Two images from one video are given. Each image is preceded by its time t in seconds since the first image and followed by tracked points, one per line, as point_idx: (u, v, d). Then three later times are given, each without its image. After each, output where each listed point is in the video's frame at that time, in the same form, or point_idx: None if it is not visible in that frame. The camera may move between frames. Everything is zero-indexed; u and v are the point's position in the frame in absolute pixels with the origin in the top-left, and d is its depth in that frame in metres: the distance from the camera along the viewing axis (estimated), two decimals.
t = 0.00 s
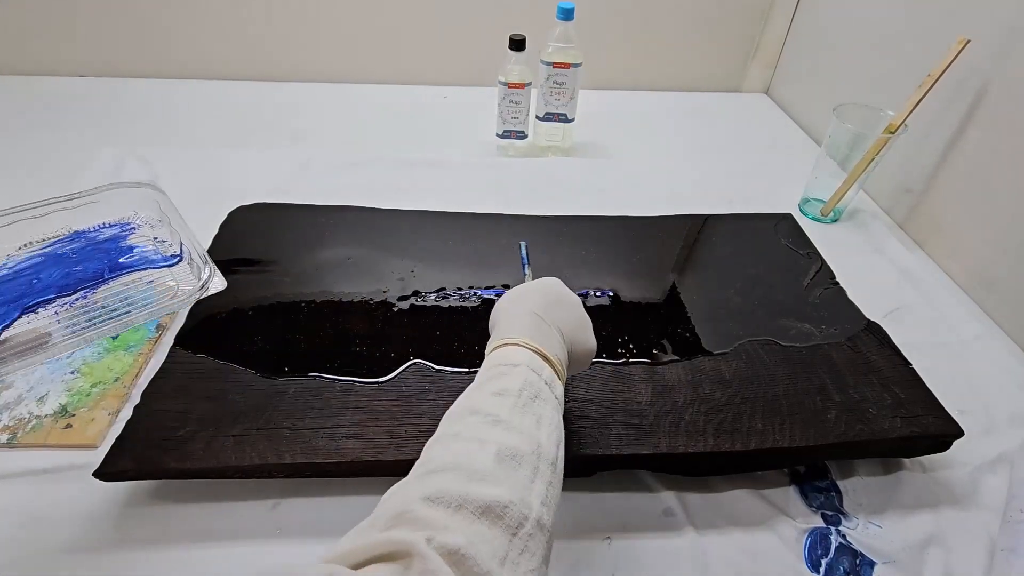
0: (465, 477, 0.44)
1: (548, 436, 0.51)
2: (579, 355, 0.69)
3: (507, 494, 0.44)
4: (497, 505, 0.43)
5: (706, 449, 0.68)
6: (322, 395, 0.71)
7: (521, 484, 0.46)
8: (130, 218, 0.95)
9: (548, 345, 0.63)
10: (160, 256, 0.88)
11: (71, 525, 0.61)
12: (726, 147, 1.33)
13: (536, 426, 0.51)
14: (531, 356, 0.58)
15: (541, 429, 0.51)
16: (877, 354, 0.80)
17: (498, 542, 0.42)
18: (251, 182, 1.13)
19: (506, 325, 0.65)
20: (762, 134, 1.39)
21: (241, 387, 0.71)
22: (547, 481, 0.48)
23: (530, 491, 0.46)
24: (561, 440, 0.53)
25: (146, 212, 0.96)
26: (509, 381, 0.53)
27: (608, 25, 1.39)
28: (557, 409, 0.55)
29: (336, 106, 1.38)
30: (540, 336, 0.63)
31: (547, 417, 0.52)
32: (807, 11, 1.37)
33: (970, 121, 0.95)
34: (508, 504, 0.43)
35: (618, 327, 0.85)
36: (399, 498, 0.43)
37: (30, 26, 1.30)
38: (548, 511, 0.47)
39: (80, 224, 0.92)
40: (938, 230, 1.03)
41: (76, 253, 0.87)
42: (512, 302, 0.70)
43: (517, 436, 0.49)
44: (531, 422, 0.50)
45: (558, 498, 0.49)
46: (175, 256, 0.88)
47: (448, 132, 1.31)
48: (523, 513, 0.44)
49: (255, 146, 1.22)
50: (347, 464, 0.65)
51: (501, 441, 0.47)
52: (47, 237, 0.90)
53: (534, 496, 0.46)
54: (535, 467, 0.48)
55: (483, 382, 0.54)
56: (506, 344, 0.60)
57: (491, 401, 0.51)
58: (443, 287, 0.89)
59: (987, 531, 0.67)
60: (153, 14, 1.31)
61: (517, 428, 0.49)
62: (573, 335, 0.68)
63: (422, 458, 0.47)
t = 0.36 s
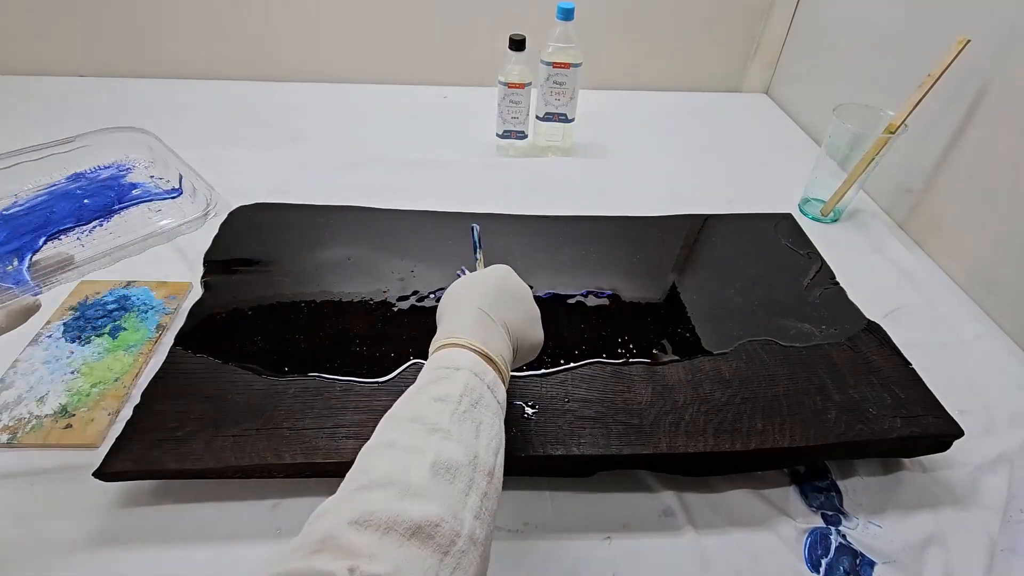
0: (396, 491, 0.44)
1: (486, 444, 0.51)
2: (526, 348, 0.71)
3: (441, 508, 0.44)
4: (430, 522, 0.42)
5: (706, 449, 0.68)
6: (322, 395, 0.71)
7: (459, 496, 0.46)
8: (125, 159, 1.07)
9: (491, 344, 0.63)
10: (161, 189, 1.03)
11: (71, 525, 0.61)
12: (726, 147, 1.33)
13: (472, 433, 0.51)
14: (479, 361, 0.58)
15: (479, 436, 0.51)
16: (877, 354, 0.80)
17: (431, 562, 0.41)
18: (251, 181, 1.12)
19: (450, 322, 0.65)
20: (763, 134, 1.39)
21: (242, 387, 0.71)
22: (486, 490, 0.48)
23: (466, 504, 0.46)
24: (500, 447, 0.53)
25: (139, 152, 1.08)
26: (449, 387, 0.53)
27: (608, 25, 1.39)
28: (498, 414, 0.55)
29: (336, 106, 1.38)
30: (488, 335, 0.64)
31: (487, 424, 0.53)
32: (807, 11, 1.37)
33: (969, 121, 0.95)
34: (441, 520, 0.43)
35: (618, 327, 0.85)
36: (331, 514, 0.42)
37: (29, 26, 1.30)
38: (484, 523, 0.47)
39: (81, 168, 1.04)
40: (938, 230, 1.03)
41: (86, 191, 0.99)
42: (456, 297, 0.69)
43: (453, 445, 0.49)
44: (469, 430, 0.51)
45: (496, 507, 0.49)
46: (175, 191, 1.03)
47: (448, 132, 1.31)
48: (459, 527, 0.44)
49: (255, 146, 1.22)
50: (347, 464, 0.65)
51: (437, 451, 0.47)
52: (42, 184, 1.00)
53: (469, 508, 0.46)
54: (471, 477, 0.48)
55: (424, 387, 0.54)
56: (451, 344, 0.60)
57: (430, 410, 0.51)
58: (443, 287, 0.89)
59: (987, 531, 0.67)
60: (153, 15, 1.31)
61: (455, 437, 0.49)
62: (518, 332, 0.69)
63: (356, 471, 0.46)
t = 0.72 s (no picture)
0: (271, 474, 0.41)
1: (369, 386, 0.48)
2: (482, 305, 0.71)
3: (332, 477, 0.41)
4: (317, 500, 0.40)
5: (706, 449, 0.67)
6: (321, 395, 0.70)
7: (349, 457, 0.43)
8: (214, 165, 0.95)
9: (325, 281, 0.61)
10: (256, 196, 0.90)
11: (71, 524, 0.61)
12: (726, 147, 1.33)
13: (348, 380, 0.47)
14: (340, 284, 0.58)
15: (359, 380, 0.48)
16: (877, 354, 0.80)
17: (331, 548, 0.40)
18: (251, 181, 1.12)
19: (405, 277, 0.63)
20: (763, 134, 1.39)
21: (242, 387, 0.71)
22: (383, 439, 0.46)
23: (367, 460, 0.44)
24: (391, 391, 0.50)
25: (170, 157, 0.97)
26: (309, 328, 0.49)
27: (608, 25, 1.39)
28: (377, 353, 0.52)
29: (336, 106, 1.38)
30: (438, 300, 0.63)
31: (362, 363, 0.49)
32: (807, 11, 1.37)
33: (969, 121, 0.95)
34: (334, 491, 0.40)
35: (618, 328, 0.85)
36: (233, 493, 0.41)
37: (29, 27, 1.30)
38: (389, 473, 0.45)
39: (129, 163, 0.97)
40: (938, 230, 1.03)
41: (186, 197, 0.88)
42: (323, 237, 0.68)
43: (329, 401, 0.45)
44: (339, 374, 0.47)
45: (401, 456, 0.47)
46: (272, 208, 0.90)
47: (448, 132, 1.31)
48: (360, 493, 0.42)
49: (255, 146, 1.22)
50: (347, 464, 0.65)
51: (309, 412, 0.44)
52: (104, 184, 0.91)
53: (366, 465, 0.44)
54: (360, 430, 0.45)
55: (270, 337, 0.49)
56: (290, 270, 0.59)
57: (285, 364, 0.46)
58: (443, 287, 0.89)
59: (986, 531, 0.67)
60: (153, 15, 1.31)
61: (328, 387, 0.46)
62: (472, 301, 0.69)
63: (219, 437, 0.44)
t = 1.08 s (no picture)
0: (240, 430, 0.45)
1: (313, 372, 0.52)
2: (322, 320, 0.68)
3: (256, 537, 0.40)
4: (240, 558, 0.38)
5: (706, 449, 0.67)
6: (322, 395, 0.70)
7: (279, 515, 0.42)
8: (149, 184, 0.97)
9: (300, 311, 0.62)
10: (186, 200, 0.95)
11: (70, 525, 0.61)
12: (726, 147, 1.33)
13: (298, 436, 0.47)
14: (307, 324, 0.59)
15: (308, 440, 0.48)
16: (877, 354, 0.80)
17: (275, 511, 0.42)
18: (251, 181, 1.12)
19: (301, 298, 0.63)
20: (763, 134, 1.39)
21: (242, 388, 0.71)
22: (314, 503, 0.46)
23: (292, 438, 0.47)
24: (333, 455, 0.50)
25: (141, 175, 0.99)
26: (276, 376, 0.49)
27: (608, 25, 1.39)
28: (335, 408, 0.53)
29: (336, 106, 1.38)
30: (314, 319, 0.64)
31: (317, 418, 0.50)
32: (807, 11, 1.37)
33: (969, 121, 0.95)
34: (256, 552, 0.39)
35: (618, 328, 0.85)
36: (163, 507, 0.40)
37: (29, 26, 1.30)
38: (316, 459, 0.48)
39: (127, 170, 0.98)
40: (938, 230, 1.03)
41: (119, 205, 0.91)
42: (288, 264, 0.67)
43: (271, 369, 0.50)
44: (298, 430, 0.48)
45: (327, 523, 0.47)
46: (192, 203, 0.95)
47: (448, 132, 1.31)
48: (278, 553, 0.41)
49: (255, 146, 1.22)
50: (347, 464, 0.65)
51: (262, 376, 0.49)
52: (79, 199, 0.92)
53: (289, 528, 0.43)
54: (296, 490, 0.44)
55: (242, 371, 0.49)
56: (277, 305, 0.60)
57: (265, 341, 0.51)
58: (443, 287, 0.89)
59: (987, 531, 0.67)
60: (152, 15, 1.31)
61: (282, 443, 0.45)
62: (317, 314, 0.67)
63: (173, 451, 0.44)
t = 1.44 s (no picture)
0: (209, 471, 0.47)
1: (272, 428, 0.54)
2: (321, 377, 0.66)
3: (217, 550, 0.43)
4: (199, 568, 0.41)
5: (706, 449, 0.67)
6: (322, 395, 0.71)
7: (234, 539, 0.45)
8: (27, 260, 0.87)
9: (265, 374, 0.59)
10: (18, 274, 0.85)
11: (69, 525, 0.61)
12: (726, 147, 1.33)
13: (254, 472, 0.50)
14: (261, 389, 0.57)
15: (263, 474, 0.50)
16: (877, 354, 0.80)
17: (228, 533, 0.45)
18: (251, 181, 1.13)
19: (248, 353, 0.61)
20: (762, 134, 1.39)
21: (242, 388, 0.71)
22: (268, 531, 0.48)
23: (255, 480, 0.49)
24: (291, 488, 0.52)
25: None
26: (228, 427, 0.51)
27: (608, 25, 1.39)
28: (288, 448, 0.54)
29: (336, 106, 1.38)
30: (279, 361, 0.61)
31: (276, 459, 0.52)
32: (807, 11, 1.37)
33: (969, 122, 0.95)
34: (215, 563, 0.42)
35: (618, 327, 0.85)
36: (139, 520, 0.44)
37: (29, 27, 1.30)
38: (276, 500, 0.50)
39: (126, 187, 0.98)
40: (938, 230, 1.03)
41: None
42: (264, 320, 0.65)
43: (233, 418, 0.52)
44: (258, 468, 0.50)
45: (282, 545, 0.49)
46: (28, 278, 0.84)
47: (448, 132, 1.31)
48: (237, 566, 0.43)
49: (255, 146, 1.22)
50: (347, 464, 0.65)
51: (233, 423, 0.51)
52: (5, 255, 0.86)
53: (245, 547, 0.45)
54: (251, 516, 0.47)
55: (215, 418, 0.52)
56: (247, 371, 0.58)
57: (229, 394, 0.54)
58: (443, 287, 0.89)
59: (986, 531, 0.67)
60: (152, 16, 1.31)
61: (235, 479, 0.48)
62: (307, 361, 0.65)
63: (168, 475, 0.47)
